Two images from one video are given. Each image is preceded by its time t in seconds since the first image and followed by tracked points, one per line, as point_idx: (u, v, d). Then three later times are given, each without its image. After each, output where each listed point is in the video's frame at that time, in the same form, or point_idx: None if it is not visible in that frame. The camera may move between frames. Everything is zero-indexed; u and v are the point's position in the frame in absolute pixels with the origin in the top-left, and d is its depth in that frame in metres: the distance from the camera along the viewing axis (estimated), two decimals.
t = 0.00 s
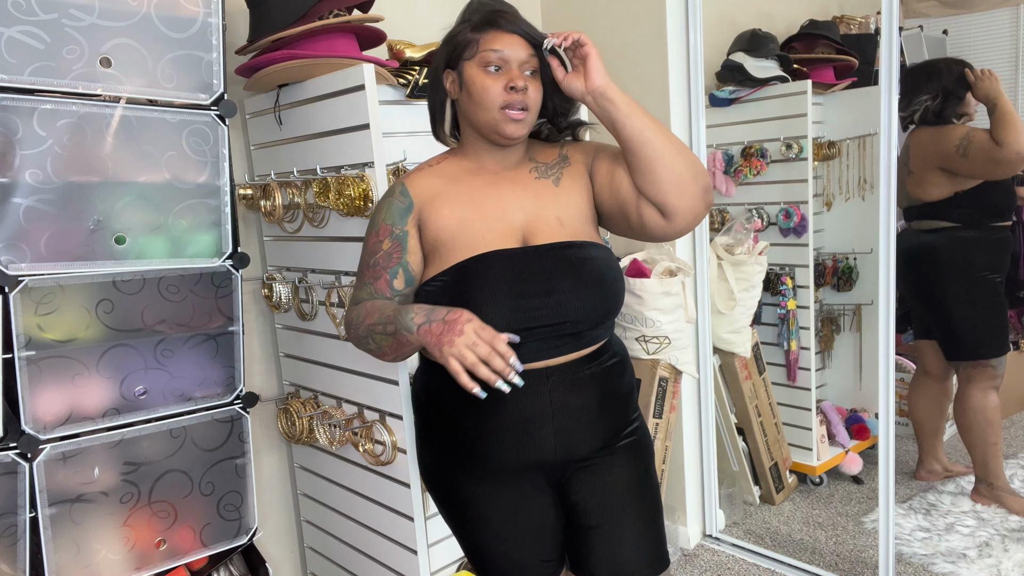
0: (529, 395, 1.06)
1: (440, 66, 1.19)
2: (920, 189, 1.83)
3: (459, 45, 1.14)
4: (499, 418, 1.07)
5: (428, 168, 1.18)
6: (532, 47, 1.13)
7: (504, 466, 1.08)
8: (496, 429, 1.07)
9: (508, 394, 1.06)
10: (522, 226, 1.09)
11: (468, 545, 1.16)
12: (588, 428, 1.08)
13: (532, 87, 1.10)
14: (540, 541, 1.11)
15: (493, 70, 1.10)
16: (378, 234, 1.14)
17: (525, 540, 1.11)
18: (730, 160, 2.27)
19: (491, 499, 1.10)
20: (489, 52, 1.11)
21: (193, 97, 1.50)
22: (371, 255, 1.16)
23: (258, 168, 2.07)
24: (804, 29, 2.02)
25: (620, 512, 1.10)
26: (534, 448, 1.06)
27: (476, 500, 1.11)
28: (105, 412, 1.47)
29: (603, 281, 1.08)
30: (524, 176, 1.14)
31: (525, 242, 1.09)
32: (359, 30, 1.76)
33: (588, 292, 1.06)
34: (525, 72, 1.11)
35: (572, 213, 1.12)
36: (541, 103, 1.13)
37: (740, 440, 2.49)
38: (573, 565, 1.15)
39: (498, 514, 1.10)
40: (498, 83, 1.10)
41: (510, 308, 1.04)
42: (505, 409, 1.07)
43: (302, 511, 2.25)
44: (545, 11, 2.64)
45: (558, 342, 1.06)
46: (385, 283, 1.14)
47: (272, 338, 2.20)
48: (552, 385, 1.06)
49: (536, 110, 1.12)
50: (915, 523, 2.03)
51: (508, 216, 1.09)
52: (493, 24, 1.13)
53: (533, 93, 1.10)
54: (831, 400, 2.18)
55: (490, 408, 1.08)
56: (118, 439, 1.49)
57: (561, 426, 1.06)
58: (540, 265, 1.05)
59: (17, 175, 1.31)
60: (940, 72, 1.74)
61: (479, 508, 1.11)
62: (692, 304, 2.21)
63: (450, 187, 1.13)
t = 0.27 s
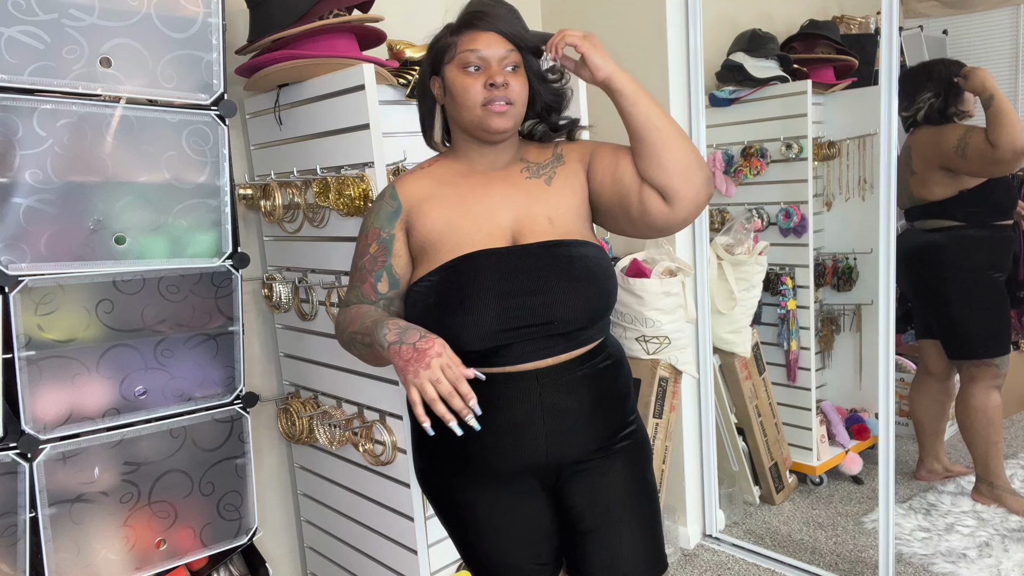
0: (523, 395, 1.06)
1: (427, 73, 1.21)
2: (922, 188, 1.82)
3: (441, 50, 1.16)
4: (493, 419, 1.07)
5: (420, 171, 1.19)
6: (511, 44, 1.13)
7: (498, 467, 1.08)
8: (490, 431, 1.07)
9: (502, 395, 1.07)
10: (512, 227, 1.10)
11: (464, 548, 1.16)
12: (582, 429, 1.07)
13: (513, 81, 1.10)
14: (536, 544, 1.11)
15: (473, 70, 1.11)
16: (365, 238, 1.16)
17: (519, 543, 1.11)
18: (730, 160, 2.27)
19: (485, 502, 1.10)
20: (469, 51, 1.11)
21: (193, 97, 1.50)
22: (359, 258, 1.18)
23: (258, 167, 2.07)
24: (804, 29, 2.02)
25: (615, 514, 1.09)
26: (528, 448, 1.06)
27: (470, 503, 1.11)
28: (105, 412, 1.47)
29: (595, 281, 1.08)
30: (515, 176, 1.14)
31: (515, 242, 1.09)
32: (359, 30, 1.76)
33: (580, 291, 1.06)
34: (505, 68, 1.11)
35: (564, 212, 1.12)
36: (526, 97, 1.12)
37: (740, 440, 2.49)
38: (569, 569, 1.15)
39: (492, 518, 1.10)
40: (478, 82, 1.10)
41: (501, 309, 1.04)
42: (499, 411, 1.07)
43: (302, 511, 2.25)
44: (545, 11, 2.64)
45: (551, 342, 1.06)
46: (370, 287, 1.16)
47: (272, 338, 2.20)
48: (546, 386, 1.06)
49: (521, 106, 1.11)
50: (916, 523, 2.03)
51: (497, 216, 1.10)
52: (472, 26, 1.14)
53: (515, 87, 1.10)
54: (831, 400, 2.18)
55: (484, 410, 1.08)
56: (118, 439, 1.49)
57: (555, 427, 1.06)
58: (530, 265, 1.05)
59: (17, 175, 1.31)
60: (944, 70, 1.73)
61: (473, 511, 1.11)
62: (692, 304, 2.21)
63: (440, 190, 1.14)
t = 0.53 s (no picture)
0: (519, 397, 1.06)
1: (422, 78, 1.22)
2: (923, 188, 1.82)
3: (434, 52, 1.17)
4: (490, 420, 1.07)
5: (418, 173, 1.20)
6: (502, 38, 1.14)
7: (496, 468, 1.08)
8: (488, 431, 1.07)
9: (498, 396, 1.07)
10: (507, 228, 1.10)
11: (463, 551, 1.16)
12: (579, 431, 1.07)
13: (508, 70, 1.10)
14: (534, 546, 1.11)
15: (467, 64, 1.12)
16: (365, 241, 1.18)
17: (517, 546, 1.10)
18: (730, 160, 2.27)
19: (483, 504, 1.10)
20: (462, 47, 1.12)
21: (192, 97, 1.50)
22: (359, 261, 1.19)
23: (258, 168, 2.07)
24: (805, 29, 2.02)
25: (613, 516, 1.09)
26: (524, 449, 1.06)
27: (468, 505, 1.11)
28: (105, 412, 1.47)
29: (591, 282, 1.07)
30: (511, 176, 1.14)
31: (510, 243, 1.09)
32: (359, 30, 1.76)
33: (575, 292, 1.06)
34: (499, 60, 1.12)
35: (560, 213, 1.12)
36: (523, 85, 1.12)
37: (740, 440, 2.49)
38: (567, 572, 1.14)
39: (490, 520, 1.10)
40: (472, 73, 1.10)
41: (496, 310, 1.05)
42: (496, 411, 1.07)
43: (302, 511, 2.25)
44: (545, 11, 2.64)
45: (546, 344, 1.06)
46: (370, 289, 1.17)
47: (272, 337, 2.20)
48: (542, 387, 1.06)
49: (518, 93, 1.11)
50: (916, 523, 2.03)
51: (492, 218, 1.10)
52: (462, 24, 1.16)
53: (510, 75, 1.10)
54: (831, 400, 2.18)
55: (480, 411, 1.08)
56: (118, 439, 1.49)
57: (551, 428, 1.06)
58: (524, 267, 1.05)
59: (17, 175, 1.31)
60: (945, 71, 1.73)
61: (471, 513, 1.11)
62: (692, 304, 2.22)
63: (437, 192, 1.15)
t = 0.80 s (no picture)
0: (521, 396, 1.06)
1: (411, 81, 1.22)
2: (916, 188, 1.83)
3: (426, 56, 1.19)
4: (491, 420, 1.07)
5: (416, 175, 1.20)
6: (493, 39, 1.18)
7: (498, 468, 1.08)
8: (491, 431, 1.07)
9: (499, 395, 1.06)
10: (505, 230, 1.10)
11: (464, 547, 1.17)
12: (581, 431, 1.07)
13: (504, 69, 1.14)
14: (535, 543, 1.12)
15: (463, 64, 1.14)
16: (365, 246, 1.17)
17: (519, 543, 1.11)
18: (730, 160, 2.27)
19: (486, 502, 1.11)
20: (456, 49, 1.15)
21: (192, 97, 1.50)
22: (359, 265, 1.17)
23: (258, 167, 2.07)
24: (804, 29, 2.02)
25: (614, 514, 1.10)
26: (525, 449, 1.06)
27: (471, 503, 1.12)
28: (105, 412, 1.47)
29: (593, 282, 1.07)
30: (509, 179, 1.14)
31: (508, 244, 1.09)
32: (359, 30, 1.76)
33: (575, 292, 1.05)
34: (493, 59, 1.15)
35: (559, 218, 1.11)
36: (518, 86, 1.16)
37: (740, 439, 2.50)
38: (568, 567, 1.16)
39: (492, 518, 1.11)
40: (471, 72, 1.13)
41: (498, 312, 1.04)
42: (498, 411, 1.07)
43: (302, 511, 2.25)
44: (545, 11, 2.64)
45: (548, 344, 1.06)
46: (372, 291, 1.14)
47: (272, 338, 2.20)
48: (543, 387, 1.06)
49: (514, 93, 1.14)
50: (915, 523, 2.03)
51: (490, 219, 1.10)
52: (453, 27, 1.19)
53: (508, 73, 1.14)
54: (831, 400, 2.18)
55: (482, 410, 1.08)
56: (118, 439, 1.49)
57: (553, 427, 1.06)
58: (524, 268, 1.04)
59: (17, 175, 1.31)
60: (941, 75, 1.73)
61: (473, 511, 1.12)
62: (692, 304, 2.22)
63: (437, 195, 1.15)
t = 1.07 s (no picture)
0: (521, 389, 1.06)
1: (416, 81, 1.19)
2: (915, 189, 1.83)
3: (433, 58, 1.16)
4: (492, 413, 1.07)
5: (413, 179, 1.20)
6: (502, 48, 1.17)
7: (501, 463, 1.08)
8: (492, 425, 1.08)
9: (500, 389, 1.07)
10: (502, 225, 1.10)
11: (468, 543, 1.17)
12: (581, 424, 1.08)
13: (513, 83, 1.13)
14: (539, 539, 1.12)
15: (472, 74, 1.12)
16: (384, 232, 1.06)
17: (523, 539, 1.11)
18: (730, 160, 2.27)
19: (488, 497, 1.11)
20: (465, 55, 1.13)
21: (192, 97, 1.50)
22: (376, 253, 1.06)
23: (258, 167, 2.07)
24: (805, 29, 2.02)
25: (616, 508, 1.10)
26: (527, 441, 1.07)
27: (474, 498, 1.12)
28: (105, 412, 1.47)
29: (592, 276, 1.08)
30: (506, 177, 1.15)
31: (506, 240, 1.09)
32: (359, 30, 1.76)
33: (574, 285, 1.06)
34: (502, 70, 1.14)
35: (553, 212, 1.12)
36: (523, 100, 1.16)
37: (740, 439, 2.50)
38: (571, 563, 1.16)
39: (495, 513, 1.11)
40: (481, 85, 1.11)
41: (497, 305, 1.04)
42: (500, 405, 1.07)
43: (302, 511, 2.25)
44: (545, 11, 2.64)
45: (547, 337, 1.06)
46: (393, 273, 1.05)
47: (272, 338, 2.20)
48: (544, 380, 1.06)
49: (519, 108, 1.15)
50: (915, 523, 2.03)
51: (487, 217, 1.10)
52: (462, 32, 1.16)
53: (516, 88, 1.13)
54: (830, 400, 2.18)
55: (483, 404, 1.08)
56: (118, 439, 1.49)
57: (554, 420, 1.06)
58: (523, 263, 1.05)
59: (17, 175, 1.31)
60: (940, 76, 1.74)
61: (476, 506, 1.12)
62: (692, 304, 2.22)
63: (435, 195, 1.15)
